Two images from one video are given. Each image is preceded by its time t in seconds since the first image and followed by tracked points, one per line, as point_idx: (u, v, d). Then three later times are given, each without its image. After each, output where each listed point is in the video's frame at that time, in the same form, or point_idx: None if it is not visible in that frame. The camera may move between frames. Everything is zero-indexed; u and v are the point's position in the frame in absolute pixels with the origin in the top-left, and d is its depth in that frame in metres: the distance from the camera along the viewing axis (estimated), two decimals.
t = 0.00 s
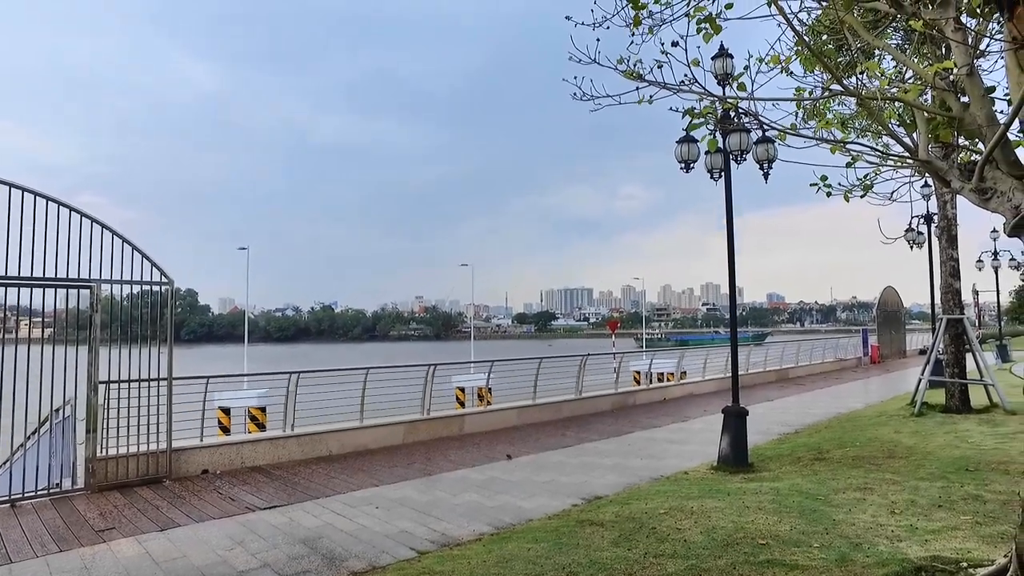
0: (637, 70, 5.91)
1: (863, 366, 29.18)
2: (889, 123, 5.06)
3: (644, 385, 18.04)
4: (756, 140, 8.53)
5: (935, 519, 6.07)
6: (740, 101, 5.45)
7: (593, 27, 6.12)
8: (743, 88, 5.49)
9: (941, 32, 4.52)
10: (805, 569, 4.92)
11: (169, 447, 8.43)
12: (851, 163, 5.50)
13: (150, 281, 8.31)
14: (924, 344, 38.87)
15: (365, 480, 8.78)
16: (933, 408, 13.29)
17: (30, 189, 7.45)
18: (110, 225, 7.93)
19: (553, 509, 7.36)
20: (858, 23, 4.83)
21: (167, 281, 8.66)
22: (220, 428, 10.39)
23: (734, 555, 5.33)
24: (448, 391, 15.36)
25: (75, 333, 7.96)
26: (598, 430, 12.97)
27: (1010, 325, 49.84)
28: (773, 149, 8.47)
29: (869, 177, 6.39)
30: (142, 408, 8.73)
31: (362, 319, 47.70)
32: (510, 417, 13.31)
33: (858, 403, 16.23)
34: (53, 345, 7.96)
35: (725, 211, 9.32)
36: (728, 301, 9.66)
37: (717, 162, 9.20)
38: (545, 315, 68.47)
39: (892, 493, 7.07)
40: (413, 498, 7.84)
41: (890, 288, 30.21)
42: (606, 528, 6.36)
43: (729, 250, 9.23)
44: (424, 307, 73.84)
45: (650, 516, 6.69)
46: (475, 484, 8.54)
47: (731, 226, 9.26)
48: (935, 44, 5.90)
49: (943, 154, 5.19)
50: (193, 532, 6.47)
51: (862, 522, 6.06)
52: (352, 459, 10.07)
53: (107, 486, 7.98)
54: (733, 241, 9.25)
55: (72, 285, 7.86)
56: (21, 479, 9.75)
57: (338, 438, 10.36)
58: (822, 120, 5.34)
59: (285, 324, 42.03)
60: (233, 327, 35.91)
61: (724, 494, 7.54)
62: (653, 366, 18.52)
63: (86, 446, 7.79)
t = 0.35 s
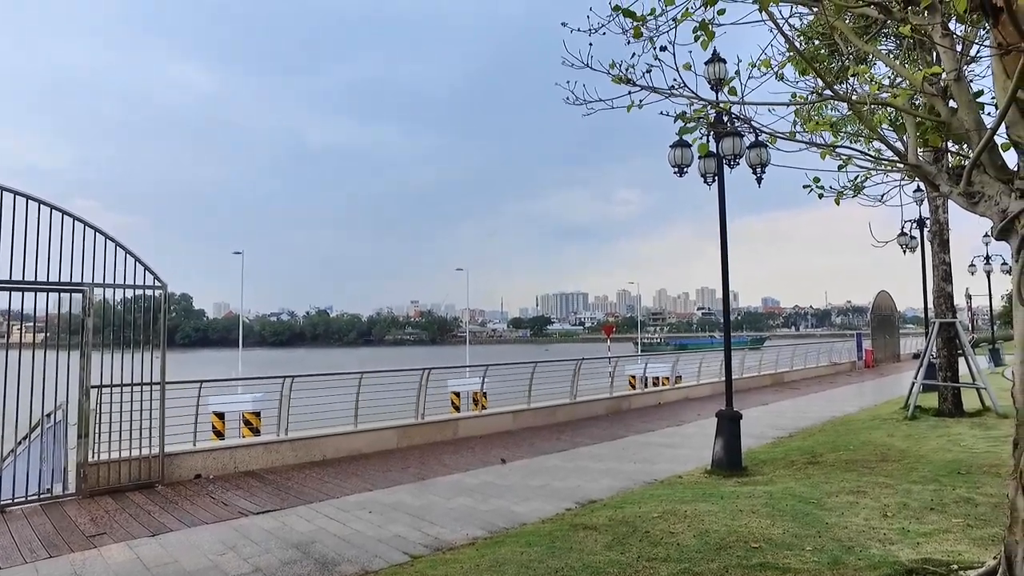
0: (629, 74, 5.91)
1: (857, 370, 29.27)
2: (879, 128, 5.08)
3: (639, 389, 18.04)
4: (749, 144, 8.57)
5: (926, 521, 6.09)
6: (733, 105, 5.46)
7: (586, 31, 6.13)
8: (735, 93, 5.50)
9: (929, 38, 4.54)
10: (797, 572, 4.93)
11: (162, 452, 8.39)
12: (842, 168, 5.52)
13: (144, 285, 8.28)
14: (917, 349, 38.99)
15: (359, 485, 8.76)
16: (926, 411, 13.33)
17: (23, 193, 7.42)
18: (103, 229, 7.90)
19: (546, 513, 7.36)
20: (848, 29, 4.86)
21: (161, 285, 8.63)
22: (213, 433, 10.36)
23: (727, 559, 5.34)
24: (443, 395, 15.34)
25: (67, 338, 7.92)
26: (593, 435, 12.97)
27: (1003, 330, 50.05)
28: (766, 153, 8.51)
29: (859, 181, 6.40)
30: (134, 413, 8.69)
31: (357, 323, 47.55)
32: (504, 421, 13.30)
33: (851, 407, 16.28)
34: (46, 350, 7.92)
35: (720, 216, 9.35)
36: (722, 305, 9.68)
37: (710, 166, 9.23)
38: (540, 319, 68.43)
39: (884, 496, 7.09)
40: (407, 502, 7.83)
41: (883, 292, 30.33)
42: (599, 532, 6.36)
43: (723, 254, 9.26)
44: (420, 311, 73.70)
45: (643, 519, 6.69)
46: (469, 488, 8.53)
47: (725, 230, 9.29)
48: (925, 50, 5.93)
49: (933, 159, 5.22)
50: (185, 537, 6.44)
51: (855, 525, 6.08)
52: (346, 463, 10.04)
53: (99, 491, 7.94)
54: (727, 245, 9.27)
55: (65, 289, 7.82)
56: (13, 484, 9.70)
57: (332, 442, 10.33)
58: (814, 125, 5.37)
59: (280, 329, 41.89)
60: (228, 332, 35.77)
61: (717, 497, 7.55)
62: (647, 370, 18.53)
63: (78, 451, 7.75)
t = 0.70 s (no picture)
0: (604, 77, 5.88)
1: (833, 374, 29.66)
2: (851, 134, 5.14)
3: (618, 394, 18.10)
4: (726, 150, 8.65)
5: (897, 522, 6.18)
6: (708, 110, 5.48)
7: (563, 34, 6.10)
8: (711, 98, 5.54)
9: (899, 46, 4.61)
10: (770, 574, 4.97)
11: (132, 458, 8.24)
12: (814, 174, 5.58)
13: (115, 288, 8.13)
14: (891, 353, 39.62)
15: (335, 490, 8.68)
16: (899, 414, 13.53)
17: None
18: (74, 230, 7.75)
19: (523, 517, 7.34)
20: (822, 37, 4.91)
21: (133, 288, 8.47)
22: (187, 438, 10.20)
23: (702, 560, 5.37)
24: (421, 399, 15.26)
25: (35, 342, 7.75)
26: (571, 438, 12.99)
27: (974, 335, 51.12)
28: (742, 159, 8.61)
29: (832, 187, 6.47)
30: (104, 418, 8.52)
31: (337, 328, 47.12)
32: (483, 426, 13.26)
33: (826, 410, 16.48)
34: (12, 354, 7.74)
35: (697, 221, 9.43)
36: (699, 309, 9.75)
37: (688, 171, 9.30)
38: (521, 324, 68.45)
39: (857, 497, 7.18)
40: (383, 507, 7.77)
41: (858, 298, 30.77)
42: (576, 536, 6.36)
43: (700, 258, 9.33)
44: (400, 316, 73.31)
45: (620, 523, 6.71)
46: (446, 493, 8.49)
47: (703, 234, 9.37)
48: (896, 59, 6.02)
49: (904, 165, 5.31)
50: (155, 545, 6.32)
51: (828, 526, 6.14)
52: (322, 468, 9.94)
53: (66, 499, 7.77)
54: (704, 249, 9.35)
55: (34, 291, 7.66)
56: None
57: (308, 447, 10.22)
58: (787, 131, 5.43)
59: (257, 333, 41.40)
60: (204, 336, 35.25)
61: (693, 500, 7.59)
62: (626, 375, 18.60)
63: (44, 458, 7.58)
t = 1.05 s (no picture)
0: (580, 78, 5.90)
1: (805, 375, 30.11)
2: (823, 138, 5.21)
3: (593, 394, 18.18)
4: (701, 152, 8.74)
5: (864, 519, 6.29)
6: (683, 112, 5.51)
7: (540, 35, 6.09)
8: (686, 100, 5.58)
9: (869, 52, 4.69)
10: (741, 571, 5.02)
11: (98, 461, 8.07)
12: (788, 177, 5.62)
13: (81, 287, 7.93)
14: (861, 354, 40.31)
15: (308, 491, 8.59)
16: (868, 414, 13.77)
17: None
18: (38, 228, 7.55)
19: (498, 518, 7.33)
20: (795, 42, 4.97)
21: (101, 287, 8.27)
22: (157, 440, 10.02)
23: (675, 559, 5.41)
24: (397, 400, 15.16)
25: None
26: (546, 439, 13.00)
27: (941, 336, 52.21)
28: (718, 161, 8.70)
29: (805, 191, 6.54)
30: (70, 421, 8.33)
31: (312, 329, 46.62)
32: (458, 427, 13.23)
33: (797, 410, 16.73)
34: None
35: (672, 222, 9.50)
36: (674, 310, 9.84)
37: (664, 173, 9.37)
38: (497, 325, 68.33)
39: (826, 495, 7.29)
40: (357, 508, 7.71)
41: (829, 299, 31.29)
42: (550, 536, 6.37)
43: (676, 260, 9.41)
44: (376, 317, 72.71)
45: (594, 523, 6.74)
46: (421, 494, 8.45)
47: (678, 236, 9.45)
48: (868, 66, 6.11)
49: (874, 169, 5.41)
50: (121, 550, 6.19)
51: (798, 524, 6.23)
52: (295, 470, 9.84)
53: (28, 504, 7.58)
54: (680, 251, 9.43)
55: None
56: None
57: (280, 449, 10.10)
58: (761, 134, 5.49)
59: (230, 334, 40.79)
60: (175, 336, 34.64)
61: (667, 500, 7.65)
62: (601, 376, 18.69)
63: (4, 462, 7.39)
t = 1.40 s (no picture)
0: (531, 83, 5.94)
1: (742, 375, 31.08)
2: (763, 148, 5.39)
3: (538, 395, 18.29)
4: (646, 158, 8.93)
5: (797, 513, 6.55)
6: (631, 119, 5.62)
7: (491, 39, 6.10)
8: (634, 108, 5.69)
9: (806, 67, 4.89)
10: (683, 567, 5.15)
11: (19, 469, 7.64)
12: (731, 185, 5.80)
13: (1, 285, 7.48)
14: (795, 355, 41.87)
15: (247, 496, 8.36)
16: (801, 412, 14.33)
17: None
18: None
19: (443, 519, 7.31)
20: (738, 55, 5.14)
21: (24, 285, 7.82)
22: (84, 446, 9.56)
23: (619, 557, 5.50)
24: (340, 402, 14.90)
25: None
26: (492, 440, 13.02)
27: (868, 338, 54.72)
28: (662, 167, 8.90)
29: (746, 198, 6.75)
30: None
31: (250, 329, 45.34)
32: (402, 429, 13.10)
33: (735, 410, 17.26)
34: None
35: (618, 226, 9.67)
36: (618, 312, 10.00)
37: (610, 177, 9.52)
38: (443, 326, 67.98)
39: (762, 491, 7.56)
40: (298, 513, 7.55)
41: (766, 302, 32.41)
42: (496, 537, 6.39)
43: (621, 262, 9.58)
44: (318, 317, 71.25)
45: (539, 522, 6.79)
46: (364, 497, 8.34)
47: (624, 239, 9.62)
48: (806, 80, 6.36)
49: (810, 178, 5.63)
50: (44, 563, 5.88)
51: (735, 519, 6.43)
52: (233, 474, 9.55)
53: None
54: (625, 254, 9.60)
55: None
56: None
57: (218, 453, 9.80)
58: (705, 142, 5.65)
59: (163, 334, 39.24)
60: (103, 336, 33.10)
61: (610, 498, 7.78)
62: (546, 377, 18.83)
63: None
